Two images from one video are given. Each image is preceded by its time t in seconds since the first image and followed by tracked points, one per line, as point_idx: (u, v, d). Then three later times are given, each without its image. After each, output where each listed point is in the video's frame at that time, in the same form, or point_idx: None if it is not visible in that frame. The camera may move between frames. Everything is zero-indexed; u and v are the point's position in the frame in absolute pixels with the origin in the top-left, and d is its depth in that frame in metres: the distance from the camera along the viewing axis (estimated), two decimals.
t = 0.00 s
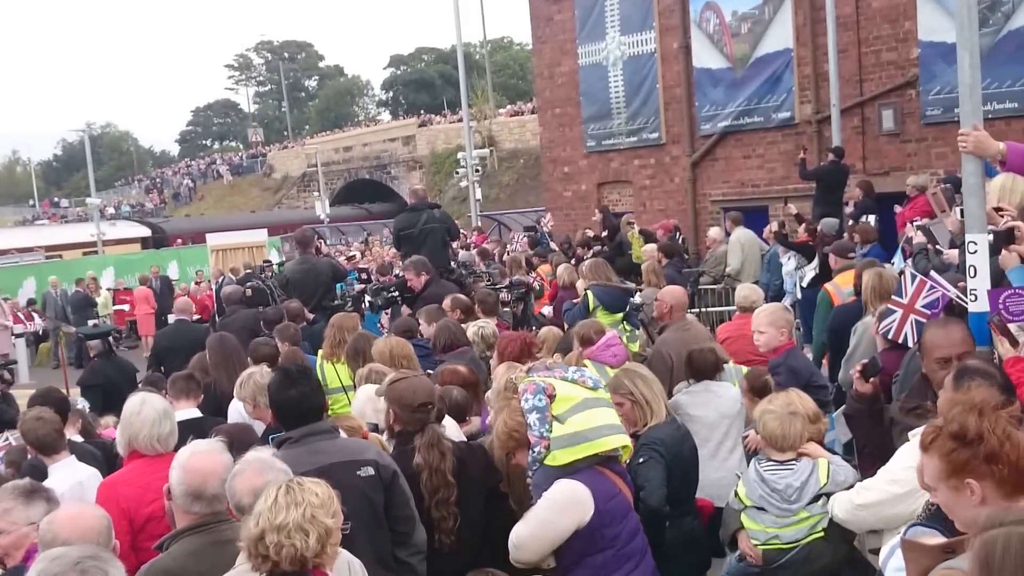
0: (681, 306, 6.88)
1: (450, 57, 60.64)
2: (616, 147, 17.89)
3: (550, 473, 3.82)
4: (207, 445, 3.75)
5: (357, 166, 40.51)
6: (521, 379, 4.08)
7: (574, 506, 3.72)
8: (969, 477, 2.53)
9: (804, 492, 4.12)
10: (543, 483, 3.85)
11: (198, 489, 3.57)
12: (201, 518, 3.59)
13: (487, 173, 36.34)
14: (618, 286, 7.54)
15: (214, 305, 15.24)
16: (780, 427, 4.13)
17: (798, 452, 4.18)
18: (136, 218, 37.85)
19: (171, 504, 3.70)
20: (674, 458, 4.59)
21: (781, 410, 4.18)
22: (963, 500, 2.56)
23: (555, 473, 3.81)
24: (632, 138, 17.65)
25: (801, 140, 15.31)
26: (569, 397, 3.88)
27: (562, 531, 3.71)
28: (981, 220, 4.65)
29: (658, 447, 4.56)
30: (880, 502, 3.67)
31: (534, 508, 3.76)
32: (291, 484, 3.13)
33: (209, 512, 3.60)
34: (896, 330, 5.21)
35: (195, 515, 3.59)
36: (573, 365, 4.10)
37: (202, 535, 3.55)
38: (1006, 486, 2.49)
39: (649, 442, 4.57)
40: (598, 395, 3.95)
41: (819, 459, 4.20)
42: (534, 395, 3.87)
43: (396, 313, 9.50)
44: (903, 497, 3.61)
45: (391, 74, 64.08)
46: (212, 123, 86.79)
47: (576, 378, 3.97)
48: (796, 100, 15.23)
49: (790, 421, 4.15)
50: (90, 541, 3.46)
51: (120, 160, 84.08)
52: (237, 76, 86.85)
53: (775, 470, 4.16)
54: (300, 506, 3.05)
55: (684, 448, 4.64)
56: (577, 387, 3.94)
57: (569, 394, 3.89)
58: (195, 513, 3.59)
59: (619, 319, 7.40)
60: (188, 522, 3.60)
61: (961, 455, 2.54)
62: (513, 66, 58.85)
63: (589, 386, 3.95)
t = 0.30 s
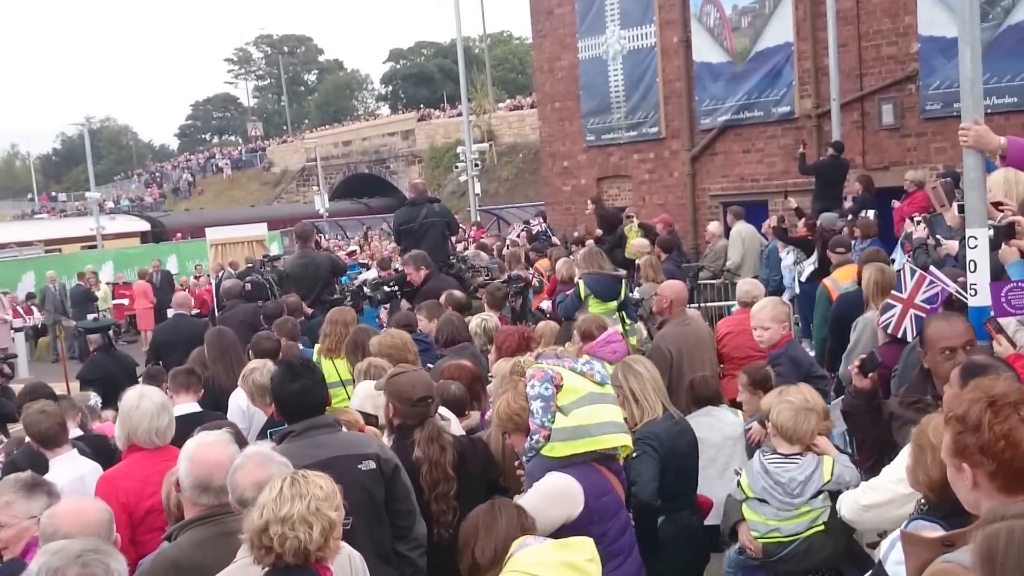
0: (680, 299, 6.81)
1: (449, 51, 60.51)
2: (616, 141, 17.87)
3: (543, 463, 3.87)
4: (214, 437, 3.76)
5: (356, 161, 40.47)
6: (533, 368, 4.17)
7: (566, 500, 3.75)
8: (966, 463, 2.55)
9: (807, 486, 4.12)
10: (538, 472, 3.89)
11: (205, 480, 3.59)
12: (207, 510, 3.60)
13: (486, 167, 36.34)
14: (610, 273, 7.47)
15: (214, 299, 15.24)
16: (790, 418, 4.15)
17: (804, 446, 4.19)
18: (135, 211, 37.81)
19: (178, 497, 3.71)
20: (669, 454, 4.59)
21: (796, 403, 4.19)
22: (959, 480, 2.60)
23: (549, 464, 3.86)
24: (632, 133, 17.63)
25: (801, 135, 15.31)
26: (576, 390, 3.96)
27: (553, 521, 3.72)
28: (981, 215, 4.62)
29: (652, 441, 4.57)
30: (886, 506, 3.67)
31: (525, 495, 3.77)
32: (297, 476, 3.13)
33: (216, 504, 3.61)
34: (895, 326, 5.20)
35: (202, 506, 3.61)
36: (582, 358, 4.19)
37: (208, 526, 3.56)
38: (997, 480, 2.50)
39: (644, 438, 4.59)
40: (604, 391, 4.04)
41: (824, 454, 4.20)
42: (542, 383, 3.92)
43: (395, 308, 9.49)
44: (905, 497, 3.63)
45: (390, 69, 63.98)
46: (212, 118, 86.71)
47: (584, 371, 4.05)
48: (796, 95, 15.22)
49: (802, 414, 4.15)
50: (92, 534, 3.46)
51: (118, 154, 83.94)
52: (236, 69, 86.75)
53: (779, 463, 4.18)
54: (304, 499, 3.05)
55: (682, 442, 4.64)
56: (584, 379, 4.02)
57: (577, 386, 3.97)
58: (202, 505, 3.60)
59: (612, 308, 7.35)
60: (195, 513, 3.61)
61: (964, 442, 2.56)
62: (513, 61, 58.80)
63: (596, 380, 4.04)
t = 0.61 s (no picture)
0: (680, 295, 6.76)
1: (449, 46, 60.41)
2: (616, 136, 17.85)
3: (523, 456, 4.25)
4: (215, 432, 3.76)
5: (355, 156, 40.43)
6: (540, 355, 4.45)
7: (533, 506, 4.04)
8: (971, 456, 2.56)
9: (811, 483, 4.13)
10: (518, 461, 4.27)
11: (208, 474, 3.59)
12: (209, 504, 3.60)
13: (485, 163, 36.30)
14: (607, 263, 7.43)
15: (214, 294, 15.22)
16: (791, 412, 4.20)
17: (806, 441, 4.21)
18: (134, 206, 37.76)
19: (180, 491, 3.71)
20: (652, 454, 4.54)
21: (799, 398, 4.25)
22: (962, 469, 2.61)
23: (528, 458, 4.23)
24: (632, 128, 17.61)
25: (801, 130, 15.31)
26: (575, 398, 4.24)
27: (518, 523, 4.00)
28: (981, 210, 4.63)
29: (636, 440, 4.54)
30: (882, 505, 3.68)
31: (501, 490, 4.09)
32: (304, 468, 3.13)
33: (219, 498, 3.61)
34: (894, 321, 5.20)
35: (205, 500, 3.61)
36: (596, 360, 4.42)
37: (210, 520, 3.56)
38: (999, 475, 2.51)
39: (627, 436, 4.54)
40: (606, 403, 4.28)
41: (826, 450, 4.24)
42: (544, 385, 4.22)
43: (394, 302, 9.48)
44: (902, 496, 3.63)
45: (390, 64, 63.89)
46: (211, 113, 86.63)
47: (592, 379, 4.29)
48: (796, 90, 15.22)
49: (804, 408, 4.20)
50: (93, 529, 3.46)
51: (117, 149, 83.81)
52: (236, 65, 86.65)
53: (781, 458, 4.18)
54: (311, 491, 3.05)
55: (671, 438, 4.59)
56: (588, 388, 4.28)
57: (577, 395, 4.24)
58: (205, 498, 3.61)
59: (610, 300, 7.34)
60: (198, 508, 3.61)
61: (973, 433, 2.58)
62: (512, 56, 58.73)
63: (601, 392, 4.28)
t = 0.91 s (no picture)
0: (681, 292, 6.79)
1: (449, 41, 60.39)
2: (616, 133, 17.83)
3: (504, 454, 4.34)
4: (214, 428, 3.77)
5: (355, 152, 40.42)
6: (537, 353, 4.45)
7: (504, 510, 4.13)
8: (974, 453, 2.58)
9: (802, 481, 4.13)
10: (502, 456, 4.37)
11: (208, 471, 3.61)
12: (208, 501, 3.61)
13: (485, 159, 36.32)
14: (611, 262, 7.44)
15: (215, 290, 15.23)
16: (785, 409, 4.16)
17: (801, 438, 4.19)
18: (133, 203, 37.74)
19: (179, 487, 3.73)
20: (621, 455, 4.47)
21: (794, 395, 4.21)
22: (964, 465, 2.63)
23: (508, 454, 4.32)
24: (632, 124, 17.61)
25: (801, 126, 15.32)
26: (562, 402, 4.29)
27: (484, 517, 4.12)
28: (981, 207, 4.64)
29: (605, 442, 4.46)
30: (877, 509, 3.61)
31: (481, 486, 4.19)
32: (307, 465, 3.15)
33: (218, 494, 3.63)
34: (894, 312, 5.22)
35: (205, 497, 3.63)
36: (595, 363, 4.43)
37: (210, 516, 3.58)
38: (1001, 475, 2.52)
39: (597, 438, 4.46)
40: (595, 411, 4.32)
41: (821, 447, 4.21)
42: (532, 386, 4.28)
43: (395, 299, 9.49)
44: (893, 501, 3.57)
45: (390, 60, 63.86)
46: (210, 109, 86.57)
47: (584, 386, 4.31)
48: (796, 86, 15.23)
49: (799, 405, 4.17)
50: (91, 525, 3.47)
51: (116, 145, 83.71)
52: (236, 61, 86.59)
53: (774, 456, 4.18)
54: (317, 487, 3.07)
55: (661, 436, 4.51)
56: (578, 395, 4.30)
57: (566, 400, 4.29)
58: (206, 495, 3.63)
59: (613, 298, 7.36)
60: (197, 504, 3.63)
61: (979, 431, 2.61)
62: (512, 52, 58.74)
63: (590, 399, 4.30)
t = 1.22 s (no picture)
0: (681, 289, 6.81)
1: (449, 38, 60.33)
2: (616, 130, 17.83)
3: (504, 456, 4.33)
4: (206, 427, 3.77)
5: (354, 149, 40.41)
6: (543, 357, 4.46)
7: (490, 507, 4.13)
8: (990, 452, 2.63)
9: (794, 478, 4.14)
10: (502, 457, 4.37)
11: (200, 470, 3.61)
12: (202, 500, 3.62)
13: (485, 156, 36.32)
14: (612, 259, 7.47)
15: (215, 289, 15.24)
16: (777, 406, 4.19)
17: (795, 436, 4.21)
18: (133, 201, 37.73)
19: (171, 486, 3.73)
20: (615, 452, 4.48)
21: (787, 393, 4.24)
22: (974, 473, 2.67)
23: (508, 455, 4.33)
24: (632, 121, 17.61)
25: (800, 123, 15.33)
26: (569, 406, 4.29)
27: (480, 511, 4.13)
28: (982, 204, 4.64)
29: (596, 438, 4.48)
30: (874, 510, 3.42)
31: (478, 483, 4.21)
32: (316, 461, 3.15)
33: (212, 493, 3.64)
34: (903, 288, 5.40)
35: (196, 496, 3.63)
36: (595, 362, 4.44)
37: (204, 516, 3.58)
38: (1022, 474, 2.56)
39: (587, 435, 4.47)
40: (597, 410, 4.33)
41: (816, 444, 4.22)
42: (541, 394, 4.27)
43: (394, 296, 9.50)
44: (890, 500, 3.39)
45: (389, 57, 63.84)
46: (211, 106, 86.53)
47: (592, 387, 4.33)
48: (796, 83, 15.24)
49: (791, 402, 4.19)
50: (86, 523, 3.47)
51: (116, 143, 83.68)
52: (236, 58, 86.56)
53: (765, 455, 4.20)
54: (326, 482, 3.08)
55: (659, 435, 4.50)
56: (586, 396, 4.32)
57: (572, 403, 4.30)
58: (197, 494, 3.63)
59: (614, 295, 7.37)
60: (190, 503, 3.63)
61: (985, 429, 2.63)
62: (512, 49, 58.74)
63: (598, 399, 4.33)
